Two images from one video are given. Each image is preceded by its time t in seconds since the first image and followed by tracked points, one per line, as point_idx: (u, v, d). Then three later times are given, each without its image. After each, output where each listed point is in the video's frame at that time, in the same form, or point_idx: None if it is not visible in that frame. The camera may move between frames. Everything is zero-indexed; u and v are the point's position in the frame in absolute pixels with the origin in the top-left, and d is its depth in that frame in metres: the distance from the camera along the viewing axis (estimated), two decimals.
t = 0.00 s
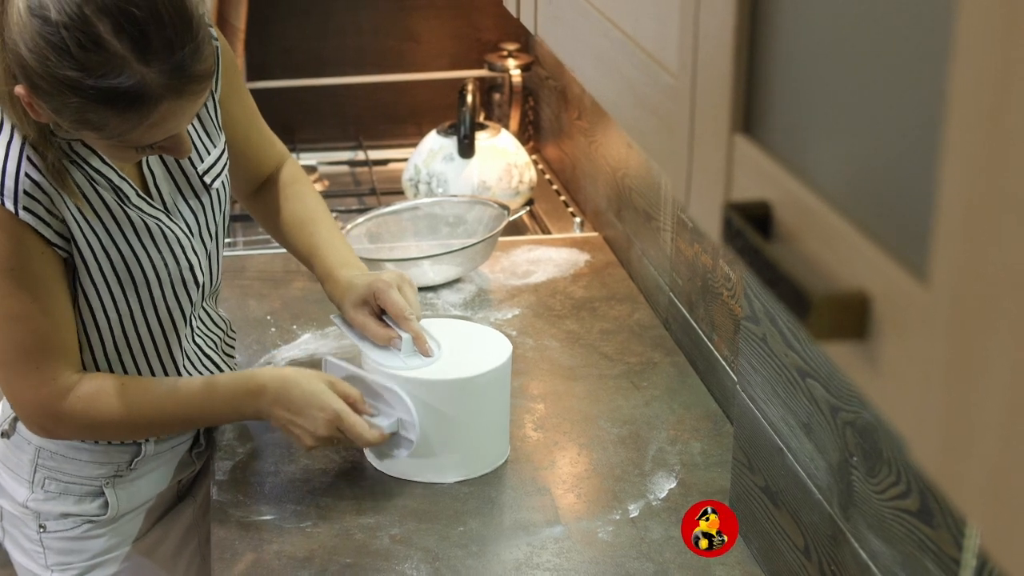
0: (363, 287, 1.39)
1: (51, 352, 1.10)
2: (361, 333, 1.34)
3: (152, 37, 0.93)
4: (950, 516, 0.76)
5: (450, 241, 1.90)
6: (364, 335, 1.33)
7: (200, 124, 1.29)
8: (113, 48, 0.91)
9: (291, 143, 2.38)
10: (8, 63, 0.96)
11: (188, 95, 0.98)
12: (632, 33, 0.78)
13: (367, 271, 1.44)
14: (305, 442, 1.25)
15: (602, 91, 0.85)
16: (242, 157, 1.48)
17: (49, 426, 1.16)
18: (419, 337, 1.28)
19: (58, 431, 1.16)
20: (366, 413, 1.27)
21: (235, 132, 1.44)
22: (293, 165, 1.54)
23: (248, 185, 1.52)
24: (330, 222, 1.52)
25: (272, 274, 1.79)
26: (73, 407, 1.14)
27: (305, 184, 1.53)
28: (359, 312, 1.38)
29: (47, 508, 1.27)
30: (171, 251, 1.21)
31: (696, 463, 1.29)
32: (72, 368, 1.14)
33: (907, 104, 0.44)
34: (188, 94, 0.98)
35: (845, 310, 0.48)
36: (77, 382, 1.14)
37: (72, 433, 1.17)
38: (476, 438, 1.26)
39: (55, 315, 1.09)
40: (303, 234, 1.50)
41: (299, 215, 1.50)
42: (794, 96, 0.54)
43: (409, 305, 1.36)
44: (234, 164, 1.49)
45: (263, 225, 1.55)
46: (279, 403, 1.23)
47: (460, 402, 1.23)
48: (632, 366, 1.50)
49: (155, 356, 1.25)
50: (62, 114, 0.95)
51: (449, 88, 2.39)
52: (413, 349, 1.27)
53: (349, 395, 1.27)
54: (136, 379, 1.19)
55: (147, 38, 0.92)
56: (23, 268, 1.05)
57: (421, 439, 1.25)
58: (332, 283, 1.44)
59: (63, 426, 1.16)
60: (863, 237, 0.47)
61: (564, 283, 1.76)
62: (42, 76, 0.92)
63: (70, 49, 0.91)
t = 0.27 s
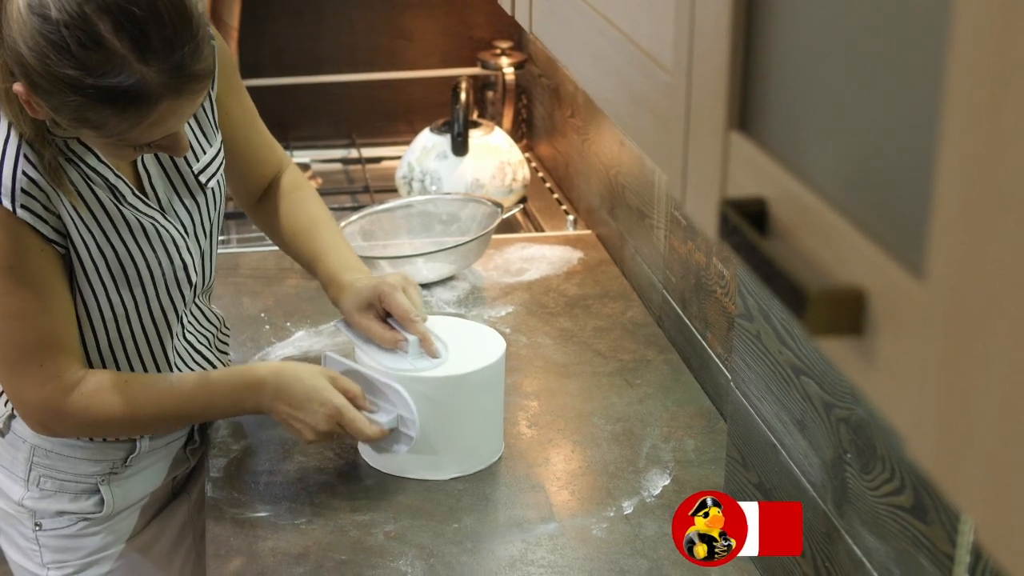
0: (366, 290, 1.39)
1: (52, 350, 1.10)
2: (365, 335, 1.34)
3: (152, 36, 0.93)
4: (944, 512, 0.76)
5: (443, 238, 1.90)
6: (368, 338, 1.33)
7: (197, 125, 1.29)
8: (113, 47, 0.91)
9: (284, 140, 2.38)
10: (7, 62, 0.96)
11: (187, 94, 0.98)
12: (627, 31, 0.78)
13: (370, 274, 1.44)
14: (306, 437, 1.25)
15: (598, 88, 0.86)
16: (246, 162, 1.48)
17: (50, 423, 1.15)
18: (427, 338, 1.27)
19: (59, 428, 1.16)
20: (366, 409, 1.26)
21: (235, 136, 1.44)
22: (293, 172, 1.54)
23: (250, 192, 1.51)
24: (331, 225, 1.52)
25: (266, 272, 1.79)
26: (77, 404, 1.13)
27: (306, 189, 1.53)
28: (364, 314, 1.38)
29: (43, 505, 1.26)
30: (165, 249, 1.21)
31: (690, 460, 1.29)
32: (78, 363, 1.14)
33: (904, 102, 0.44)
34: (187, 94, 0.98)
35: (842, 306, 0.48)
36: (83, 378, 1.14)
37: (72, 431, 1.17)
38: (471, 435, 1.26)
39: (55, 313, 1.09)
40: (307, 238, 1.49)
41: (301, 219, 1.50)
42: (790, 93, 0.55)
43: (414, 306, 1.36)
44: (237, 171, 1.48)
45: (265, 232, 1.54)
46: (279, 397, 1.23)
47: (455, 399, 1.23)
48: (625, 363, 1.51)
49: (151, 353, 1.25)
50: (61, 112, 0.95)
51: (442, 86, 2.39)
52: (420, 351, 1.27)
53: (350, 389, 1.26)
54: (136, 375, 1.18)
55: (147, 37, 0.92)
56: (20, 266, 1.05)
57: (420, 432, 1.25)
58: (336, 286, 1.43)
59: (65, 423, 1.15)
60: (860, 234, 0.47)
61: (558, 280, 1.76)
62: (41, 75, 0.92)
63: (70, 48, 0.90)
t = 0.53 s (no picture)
0: (340, 288, 1.39)
1: (42, 350, 1.10)
2: (338, 333, 1.34)
3: (151, 37, 0.93)
4: (938, 510, 0.77)
5: (437, 237, 1.90)
6: (341, 335, 1.33)
7: (195, 124, 1.29)
8: (112, 47, 0.91)
9: (277, 140, 2.38)
10: (6, 61, 0.96)
11: (186, 95, 0.98)
12: (623, 31, 0.78)
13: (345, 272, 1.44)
14: (295, 437, 1.25)
15: (593, 88, 0.86)
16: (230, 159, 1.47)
17: (36, 422, 1.15)
18: (398, 337, 1.27)
19: (44, 427, 1.16)
20: (354, 407, 1.27)
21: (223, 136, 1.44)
22: (277, 169, 1.54)
23: (230, 187, 1.51)
24: (311, 224, 1.52)
25: (260, 271, 1.79)
26: (64, 403, 1.13)
27: (288, 187, 1.53)
28: (337, 312, 1.38)
29: (39, 503, 1.26)
30: (163, 248, 1.21)
31: (683, 459, 1.29)
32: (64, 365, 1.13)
33: (898, 102, 0.45)
34: (186, 95, 0.98)
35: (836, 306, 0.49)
36: (67, 379, 1.13)
37: (60, 431, 1.17)
38: (465, 434, 1.27)
39: (50, 312, 1.09)
40: (282, 236, 1.49)
41: (280, 218, 1.50)
42: (785, 93, 0.55)
43: (388, 306, 1.36)
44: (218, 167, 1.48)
45: (243, 227, 1.54)
46: (268, 398, 1.23)
47: (448, 398, 1.24)
48: (619, 363, 1.51)
49: (148, 353, 1.25)
50: (60, 112, 0.95)
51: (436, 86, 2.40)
52: (391, 350, 1.27)
53: (337, 388, 1.27)
54: (127, 374, 1.18)
55: (146, 38, 0.92)
56: (18, 264, 1.05)
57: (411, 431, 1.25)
58: (309, 284, 1.44)
59: (53, 422, 1.15)
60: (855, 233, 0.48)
61: (552, 280, 1.77)
62: (41, 75, 0.92)
63: (70, 48, 0.90)
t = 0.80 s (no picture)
0: (362, 285, 1.39)
1: (43, 352, 1.10)
2: (365, 329, 1.35)
3: (148, 35, 0.93)
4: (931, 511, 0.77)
5: (432, 238, 1.90)
6: (366, 331, 1.34)
7: (189, 125, 1.29)
8: (109, 46, 0.91)
9: (272, 141, 2.38)
10: (2, 60, 0.95)
11: (183, 94, 0.98)
12: (618, 33, 0.78)
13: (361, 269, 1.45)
14: (295, 447, 1.26)
15: (589, 89, 0.86)
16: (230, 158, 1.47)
17: (38, 427, 1.15)
18: (428, 330, 1.29)
19: (46, 432, 1.16)
20: (354, 421, 1.27)
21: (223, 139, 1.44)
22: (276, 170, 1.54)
23: (236, 189, 1.51)
24: (319, 222, 1.52)
25: (255, 271, 1.78)
26: (64, 408, 1.13)
27: (291, 187, 1.53)
28: (364, 308, 1.38)
29: (36, 505, 1.25)
30: (158, 249, 1.22)
31: (678, 460, 1.30)
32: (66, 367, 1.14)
33: (892, 104, 0.45)
34: (182, 94, 0.98)
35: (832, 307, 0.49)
36: (71, 382, 1.13)
37: (62, 435, 1.17)
38: (460, 435, 1.27)
39: (48, 314, 1.09)
40: (295, 235, 1.49)
41: (290, 217, 1.50)
42: (780, 95, 0.55)
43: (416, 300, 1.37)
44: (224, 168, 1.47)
45: (249, 228, 1.54)
46: (269, 409, 1.23)
47: (444, 399, 1.24)
48: (614, 364, 1.51)
49: (144, 355, 1.25)
50: (56, 111, 0.94)
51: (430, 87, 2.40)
52: (421, 342, 1.28)
53: (339, 402, 1.27)
54: (127, 380, 1.18)
55: (143, 37, 0.92)
56: (15, 264, 1.05)
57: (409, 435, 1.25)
58: (329, 282, 1.44)
59: (53, 427, 1.15)
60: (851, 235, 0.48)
61: (546, 281, 1.77)
62: (37, 73, 0.92)
63: (66, 47, 0.90)
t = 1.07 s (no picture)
0: (343, 289, 1.39)
1: (39, 351, 1.10)
2: (343, 335, 1.35)
3: (147, 40, 0.93)
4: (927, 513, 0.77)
5: (427, 241, 1.91)
6: (345, 336, 1.34)
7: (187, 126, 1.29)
8: (107, 50, 0.91)
9: (267, 143, 2.38)
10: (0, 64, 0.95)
11: (182, 98, 0.98)
12: (614, 37, 0.79)
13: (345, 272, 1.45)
14: (291, 433, 1.25)
15: (585, 92, 0.86)
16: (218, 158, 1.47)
17: (33, 427, 1.15)
18: (402, 336, 1.29)
19: (39, 430, 1.16)
20: (349, 403, 1.27)
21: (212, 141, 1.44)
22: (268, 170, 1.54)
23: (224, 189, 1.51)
24: (306, 225, 1.52)
25: (250, 273, 1.78)
26: (59, 406, 1.13)
27: (281, 188, 1.53)
28: (340, 313, 1.38)
29: (34, 507, 1.25)
30: (157, 250, 1.21)
31: (673, 462, 1.30)
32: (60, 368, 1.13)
33: (888, 110, 0.45)
34: (181, 97, 0.98)
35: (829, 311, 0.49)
36: (64, 383, 1.13)
37: (53, 433, 1.16)
38: (456, 437, 1.27)
39: (44, 315, 1.09)
40: (279, 238, 1.49)
41: (277, 220, 1.50)
42: (777, 102, 0.56)
43: (391, 306, 1.37)
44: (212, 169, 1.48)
45: (237, 228, 1.54)
46: (263, 395, 1.23)
47: (437, 401, 1.24)
48: (609, 366, 1.52)
49: (145, 354, 1.24)
50: (55, 115, 0.95)
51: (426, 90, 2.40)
52: (395, 348, 1.28)
53: (332, 383, 1.27)
54: (122, 375, 1.18)
55: (142, 42, 0.92)
56: (14, 267, 1.05)
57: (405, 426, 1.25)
58: (309, 285, 1.44)
59: (48, 425, 1.15)
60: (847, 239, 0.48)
61: (542, 283, 1.77)
62: (36, 78, 0.92)
63: (65, 52, 0.91)
